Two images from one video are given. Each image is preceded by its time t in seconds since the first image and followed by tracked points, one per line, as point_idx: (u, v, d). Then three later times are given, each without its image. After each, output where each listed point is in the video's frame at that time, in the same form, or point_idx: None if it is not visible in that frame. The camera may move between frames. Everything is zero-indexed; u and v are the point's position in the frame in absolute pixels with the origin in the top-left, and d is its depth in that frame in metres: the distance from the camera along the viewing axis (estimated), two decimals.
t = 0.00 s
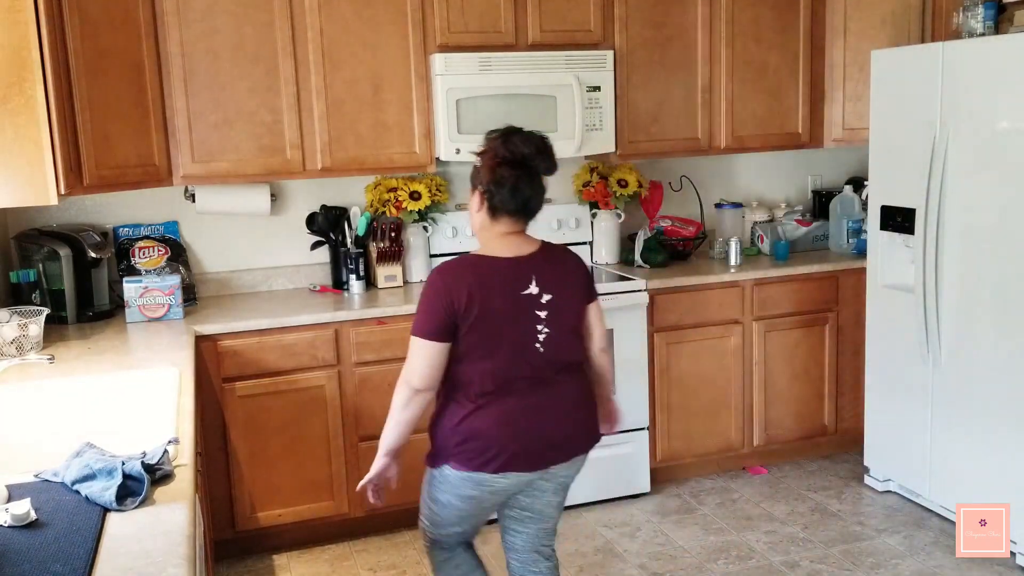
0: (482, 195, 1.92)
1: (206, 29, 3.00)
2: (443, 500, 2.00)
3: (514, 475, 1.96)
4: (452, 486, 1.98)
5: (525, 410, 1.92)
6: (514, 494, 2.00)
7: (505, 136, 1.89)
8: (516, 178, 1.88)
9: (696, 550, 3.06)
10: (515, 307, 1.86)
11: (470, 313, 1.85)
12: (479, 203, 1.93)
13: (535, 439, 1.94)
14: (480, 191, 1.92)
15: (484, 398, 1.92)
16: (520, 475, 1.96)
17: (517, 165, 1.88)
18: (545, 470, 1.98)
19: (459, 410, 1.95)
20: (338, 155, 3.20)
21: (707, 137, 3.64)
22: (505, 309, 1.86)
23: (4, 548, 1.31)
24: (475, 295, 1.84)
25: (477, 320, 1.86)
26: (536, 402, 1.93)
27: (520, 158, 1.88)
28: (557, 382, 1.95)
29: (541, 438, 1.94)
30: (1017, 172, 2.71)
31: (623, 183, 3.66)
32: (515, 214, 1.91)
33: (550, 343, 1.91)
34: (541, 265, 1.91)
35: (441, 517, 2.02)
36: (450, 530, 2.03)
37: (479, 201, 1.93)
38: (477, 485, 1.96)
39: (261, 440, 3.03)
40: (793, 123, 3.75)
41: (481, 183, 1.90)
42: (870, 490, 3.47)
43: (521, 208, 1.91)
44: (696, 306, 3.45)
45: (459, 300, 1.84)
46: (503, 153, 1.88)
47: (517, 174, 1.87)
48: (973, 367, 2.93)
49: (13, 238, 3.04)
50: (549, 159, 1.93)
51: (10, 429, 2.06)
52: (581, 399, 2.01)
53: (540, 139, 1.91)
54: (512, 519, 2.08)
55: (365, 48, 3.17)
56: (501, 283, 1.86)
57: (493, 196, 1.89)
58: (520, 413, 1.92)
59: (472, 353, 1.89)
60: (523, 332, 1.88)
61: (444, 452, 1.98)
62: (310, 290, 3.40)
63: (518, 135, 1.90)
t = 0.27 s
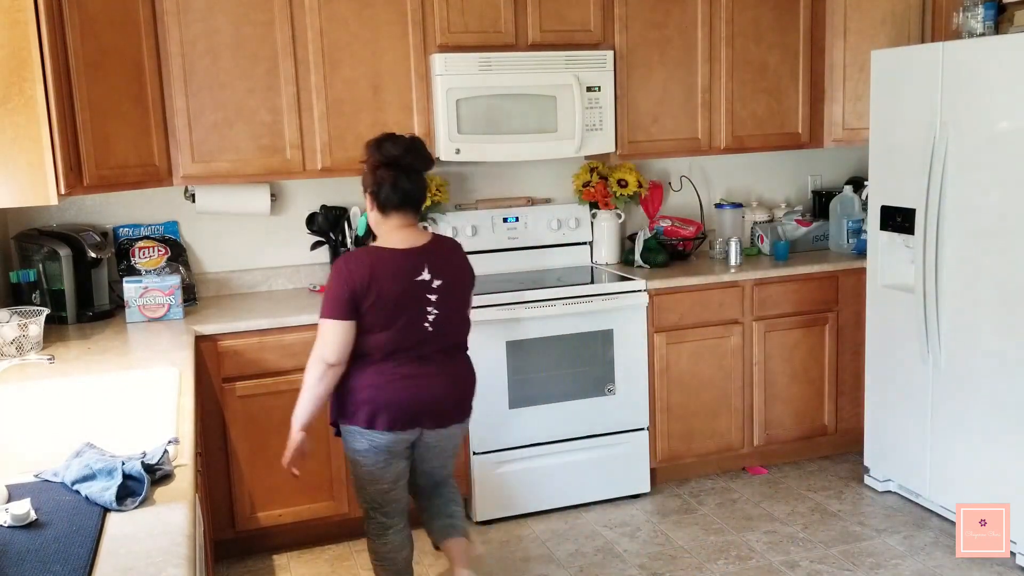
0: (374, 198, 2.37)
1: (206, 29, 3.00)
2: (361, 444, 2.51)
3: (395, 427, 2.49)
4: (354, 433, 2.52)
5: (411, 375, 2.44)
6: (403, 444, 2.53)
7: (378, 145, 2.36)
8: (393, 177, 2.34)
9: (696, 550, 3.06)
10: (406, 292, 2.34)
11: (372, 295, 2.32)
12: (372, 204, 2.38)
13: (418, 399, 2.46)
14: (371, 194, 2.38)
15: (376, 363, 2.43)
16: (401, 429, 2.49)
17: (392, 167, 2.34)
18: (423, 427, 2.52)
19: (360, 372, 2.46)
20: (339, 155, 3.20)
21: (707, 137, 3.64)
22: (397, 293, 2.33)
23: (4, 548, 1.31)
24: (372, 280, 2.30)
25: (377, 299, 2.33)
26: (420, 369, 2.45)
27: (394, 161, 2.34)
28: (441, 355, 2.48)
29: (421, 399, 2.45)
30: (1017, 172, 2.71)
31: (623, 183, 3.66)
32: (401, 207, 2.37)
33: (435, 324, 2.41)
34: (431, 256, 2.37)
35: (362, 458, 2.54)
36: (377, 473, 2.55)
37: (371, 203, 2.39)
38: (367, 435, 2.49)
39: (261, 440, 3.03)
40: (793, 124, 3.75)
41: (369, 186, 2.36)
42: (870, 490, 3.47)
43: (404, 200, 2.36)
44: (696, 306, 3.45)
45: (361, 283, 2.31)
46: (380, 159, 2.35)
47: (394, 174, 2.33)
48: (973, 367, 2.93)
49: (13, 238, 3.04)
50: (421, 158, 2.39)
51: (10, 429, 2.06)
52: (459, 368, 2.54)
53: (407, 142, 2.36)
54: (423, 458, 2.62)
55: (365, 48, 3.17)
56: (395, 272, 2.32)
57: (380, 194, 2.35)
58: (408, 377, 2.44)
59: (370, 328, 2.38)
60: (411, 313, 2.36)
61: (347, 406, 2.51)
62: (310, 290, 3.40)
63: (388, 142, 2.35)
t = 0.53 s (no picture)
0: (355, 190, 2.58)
1: (206, 29, 3.00)
2: (352, 414, 2.70)
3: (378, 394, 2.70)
4: (335, 406, 2.71)
5: (390, 343, 2.67)
6: (384, 409, 2.74)
7: (359, 142, 2.59)
8: (372, 168, 2.56)
9: (696, 550, 3.06)
10: (378, 267, 2.58)
11: (349, 272, 2.56)
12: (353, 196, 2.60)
13: (398, 365, 2.68)
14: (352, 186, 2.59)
15: (357, 336, 2.64)
16: (384, 394, 2.71)
17: (371, 160, 2.56)
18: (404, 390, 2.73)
19: (338, 347, 2.66)
20: (339, 155, 3.20)
21: (707, 137, 3.64)
22: (375, 268, 2.57)
23: (3, 549, 1.31)
24: (349, 256, 2.55)
25: (352, 271, 2.57)
26: (397, 338, 2.67)
27: (372, 155, 2.57)
28: (414, 324, 2.71)
29: (400, 366, 2.68)
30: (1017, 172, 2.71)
31: (623, 183, 3.66)
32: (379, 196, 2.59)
33: (407, 295, 2.65)
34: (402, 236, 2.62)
35: (348, 430, 2.72)
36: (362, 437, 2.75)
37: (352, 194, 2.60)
38: (354, 403, 2.68)
39: (261, 440, 3.03)
40: (793, 124, 3.75)
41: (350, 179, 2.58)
42: (870, 490, 3.47)
43: (381, 190, 2.58)
44: (696, 306, 3.45)
45: (339, 262, 2.56)
46: (360, 154, 2.58)
47: (371, 166, 2.54)
48: (973, 367, 2.93)
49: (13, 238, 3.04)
50: (399, 154, 2.61)
51: (10, 429, 2.06)
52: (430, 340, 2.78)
53: (387, 140, 2.60)
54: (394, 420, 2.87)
55: (365, 48, 3.17)
56: (369, 249, 2.56)
57: (360, 184, 2.56)
58: (386, 345, 2.66)
59: (349, 303, 2.61)
60: (387, 286, 2.60)
61: (327, 381, 2.70)
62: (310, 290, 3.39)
63: (370, 139, 2.59)
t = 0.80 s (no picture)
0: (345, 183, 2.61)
1: (206, 29, 3.00)
2: (341, 397, 2.71)
3: (372, 379, 2.73)
4: (326, 391, 2.71)
5: (385, 328, 2.72)
6: (375, 394, 2.77)
7: (351, 136, 2.62)
8: (368, 165, 2.61)
9: (696, 550, 3.06)
10: (377, 252, 2.63)
11: (350, 256, 2.61)
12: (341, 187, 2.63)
13: (392, 350, 2.73)
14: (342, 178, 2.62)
15: (352, 321, 2.68)
16: (377, 381, 2.74)
17: (365, 155, 2.61)
18: (397, 376, 2.78)
19: (333, 332, 2.68)
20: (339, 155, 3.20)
21: (707, 137, 3.64)
22: (374, 254, 2.63)
23: (4, 549, 1.31)
24: (348, 241, 2.60)
25: (349, 256, 2.61)
26: (391, 324, 2.73)
27: (367, 150, 2.61)
28: (404, 312, 2.78)
29: (394, 351, 2.73)
30: (1017, 172, 2.71)
31: (623, 182, 3.66)
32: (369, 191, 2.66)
33: (400, 283, 2.71)
34: (395, 225, 2.70)
35: (333, 412, 2.72)
36: (348, 420, 2.75)
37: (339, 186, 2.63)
38: (346, 388, 2.70)
39: (261, 440, 3.03)
40: (793, 123, 3.76)
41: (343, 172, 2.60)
42: (870, 490, 3.47)
43: (373, 185, 2.64)
44: (696, 306, 3.45)
45: (340, 246, 2.60)
46: (353, 148, 2.61)
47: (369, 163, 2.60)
48: (973, 367, 2.93)
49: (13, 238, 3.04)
50: (388, 150, 2.68)
51: (10, 429, 2.06)
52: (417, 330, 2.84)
53: (378, 134, 2.65)
54: (382, 407, 2.87)
55: (365, 48, 3.17)
56: (368, 235, 2.62)
57: (355, 180, 2.61)
58: (381, 330, 2.71)
59: (347, 287, 2.65)
60: (384, 272, 2.66)
61: (320, 366, 2.71)
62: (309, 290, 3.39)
63: (361, 134, 2.63)
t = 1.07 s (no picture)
0: (293, 185, 2.64)
1: (206, 29, 3.00)
2: (263, 412, 2.71)
3: (297, 392, 2.72)
4: (253, 402, 2.71)
5: (311, 343, 2.70)
6: (303, 409, 2.75)
7: (311, 144, 2.67)
8: (322, 178, 2.68)
9: (696, 551, 3.06)
10: (299, 267, 2.61)
11: (272, 272, 2.59)
12: (286, 188, 2.66)
13: (318, 365, 2.71)
14: (290, 180, 2.65)
15: (277, 334, 2.66)
16: (303, 394, 2.72)
17: (322, 166, 2.67)
18: (326, 390, 2.76)
19: (257, 346, 2.67)
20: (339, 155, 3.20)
21: (707, 137, 3.64)
22: (297, 268, 2.61)
23: (4, 549, 1.31)
24: (272, 251, 2.58)
25: (274, 267, 2.59)
26: (319, 338, 2.71)
27: (325, 162, 2.68)
28: (336, 324, 2.76)
29: (321, 365, 2.71)
30: (1017, 172, 2.71)
31: (623, 183, 3.67)
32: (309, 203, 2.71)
33: (328, 297, 2.69)
34: (328, 239, 2.68)
35: (260, 428, 2.73)
36: (275, 435, 2.74)
37: (284, 186, 2.66)
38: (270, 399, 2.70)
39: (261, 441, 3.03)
40: (793, 123, 3.76)
41: (297, 175, 2.64)
42: (870, 490, 3.47)
43: (321, 195, 2.69)
44: (696, 306, 3.45)
45: (260, 262, 2.58)
46: (312, 157, 2.66)
47: (323, 175, 2.67)
48: (973, 366, 2.93)
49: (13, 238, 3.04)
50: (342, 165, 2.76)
51: (11, 429, 2.07)
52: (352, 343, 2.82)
53: (337, 149, 2.72)
54: (321, 420, 2.85)
55: (365, 48, 3.17)
56: (290, 250, 2.60)
57: (305, 186, 2.65)
58: (307, 345, 2.69)
59: (272, 301, 2.62)
60: (309, 287, 2.64)
61: (246, 378, 2.70)
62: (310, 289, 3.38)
63: (321, 145, 2.69)
